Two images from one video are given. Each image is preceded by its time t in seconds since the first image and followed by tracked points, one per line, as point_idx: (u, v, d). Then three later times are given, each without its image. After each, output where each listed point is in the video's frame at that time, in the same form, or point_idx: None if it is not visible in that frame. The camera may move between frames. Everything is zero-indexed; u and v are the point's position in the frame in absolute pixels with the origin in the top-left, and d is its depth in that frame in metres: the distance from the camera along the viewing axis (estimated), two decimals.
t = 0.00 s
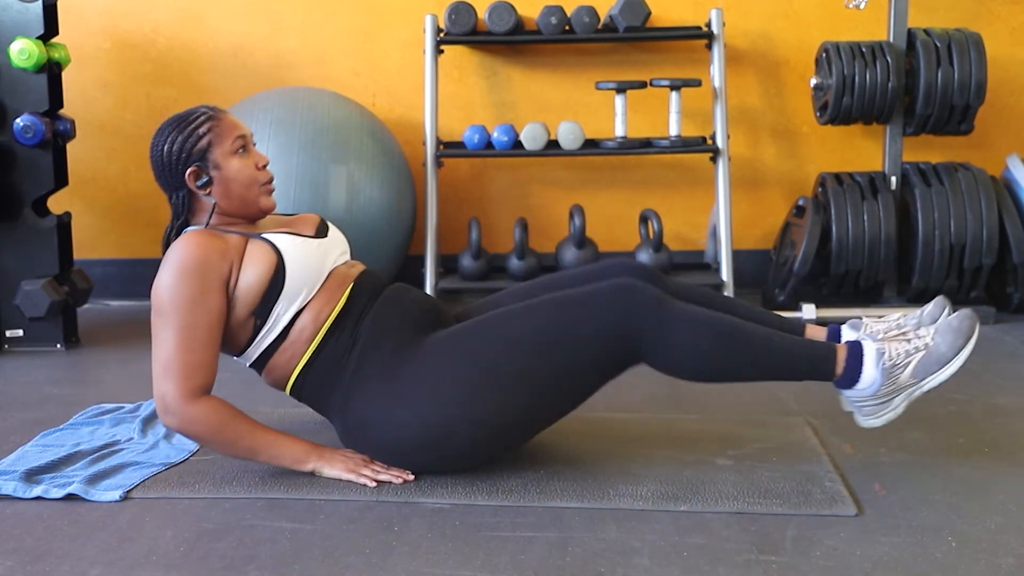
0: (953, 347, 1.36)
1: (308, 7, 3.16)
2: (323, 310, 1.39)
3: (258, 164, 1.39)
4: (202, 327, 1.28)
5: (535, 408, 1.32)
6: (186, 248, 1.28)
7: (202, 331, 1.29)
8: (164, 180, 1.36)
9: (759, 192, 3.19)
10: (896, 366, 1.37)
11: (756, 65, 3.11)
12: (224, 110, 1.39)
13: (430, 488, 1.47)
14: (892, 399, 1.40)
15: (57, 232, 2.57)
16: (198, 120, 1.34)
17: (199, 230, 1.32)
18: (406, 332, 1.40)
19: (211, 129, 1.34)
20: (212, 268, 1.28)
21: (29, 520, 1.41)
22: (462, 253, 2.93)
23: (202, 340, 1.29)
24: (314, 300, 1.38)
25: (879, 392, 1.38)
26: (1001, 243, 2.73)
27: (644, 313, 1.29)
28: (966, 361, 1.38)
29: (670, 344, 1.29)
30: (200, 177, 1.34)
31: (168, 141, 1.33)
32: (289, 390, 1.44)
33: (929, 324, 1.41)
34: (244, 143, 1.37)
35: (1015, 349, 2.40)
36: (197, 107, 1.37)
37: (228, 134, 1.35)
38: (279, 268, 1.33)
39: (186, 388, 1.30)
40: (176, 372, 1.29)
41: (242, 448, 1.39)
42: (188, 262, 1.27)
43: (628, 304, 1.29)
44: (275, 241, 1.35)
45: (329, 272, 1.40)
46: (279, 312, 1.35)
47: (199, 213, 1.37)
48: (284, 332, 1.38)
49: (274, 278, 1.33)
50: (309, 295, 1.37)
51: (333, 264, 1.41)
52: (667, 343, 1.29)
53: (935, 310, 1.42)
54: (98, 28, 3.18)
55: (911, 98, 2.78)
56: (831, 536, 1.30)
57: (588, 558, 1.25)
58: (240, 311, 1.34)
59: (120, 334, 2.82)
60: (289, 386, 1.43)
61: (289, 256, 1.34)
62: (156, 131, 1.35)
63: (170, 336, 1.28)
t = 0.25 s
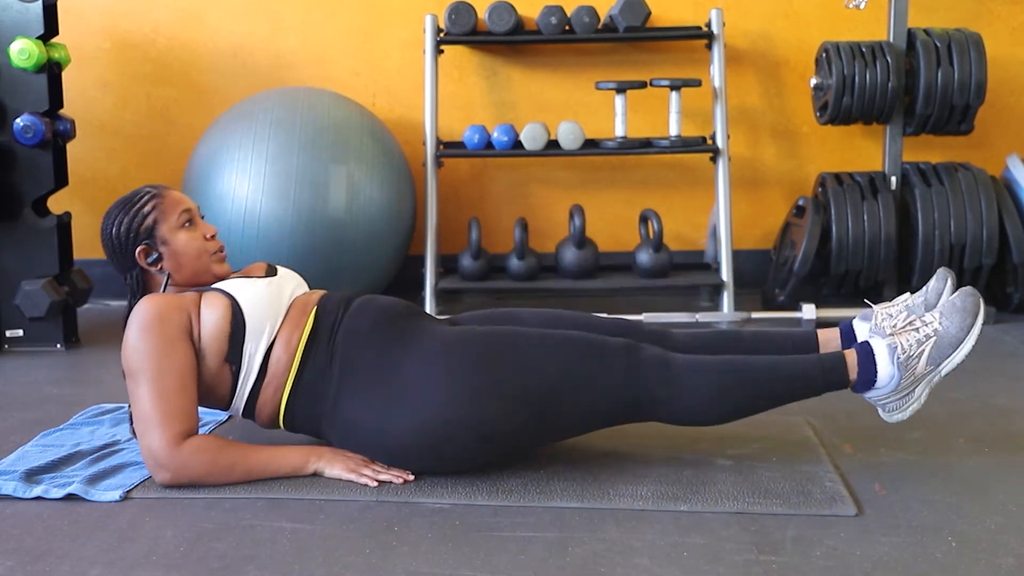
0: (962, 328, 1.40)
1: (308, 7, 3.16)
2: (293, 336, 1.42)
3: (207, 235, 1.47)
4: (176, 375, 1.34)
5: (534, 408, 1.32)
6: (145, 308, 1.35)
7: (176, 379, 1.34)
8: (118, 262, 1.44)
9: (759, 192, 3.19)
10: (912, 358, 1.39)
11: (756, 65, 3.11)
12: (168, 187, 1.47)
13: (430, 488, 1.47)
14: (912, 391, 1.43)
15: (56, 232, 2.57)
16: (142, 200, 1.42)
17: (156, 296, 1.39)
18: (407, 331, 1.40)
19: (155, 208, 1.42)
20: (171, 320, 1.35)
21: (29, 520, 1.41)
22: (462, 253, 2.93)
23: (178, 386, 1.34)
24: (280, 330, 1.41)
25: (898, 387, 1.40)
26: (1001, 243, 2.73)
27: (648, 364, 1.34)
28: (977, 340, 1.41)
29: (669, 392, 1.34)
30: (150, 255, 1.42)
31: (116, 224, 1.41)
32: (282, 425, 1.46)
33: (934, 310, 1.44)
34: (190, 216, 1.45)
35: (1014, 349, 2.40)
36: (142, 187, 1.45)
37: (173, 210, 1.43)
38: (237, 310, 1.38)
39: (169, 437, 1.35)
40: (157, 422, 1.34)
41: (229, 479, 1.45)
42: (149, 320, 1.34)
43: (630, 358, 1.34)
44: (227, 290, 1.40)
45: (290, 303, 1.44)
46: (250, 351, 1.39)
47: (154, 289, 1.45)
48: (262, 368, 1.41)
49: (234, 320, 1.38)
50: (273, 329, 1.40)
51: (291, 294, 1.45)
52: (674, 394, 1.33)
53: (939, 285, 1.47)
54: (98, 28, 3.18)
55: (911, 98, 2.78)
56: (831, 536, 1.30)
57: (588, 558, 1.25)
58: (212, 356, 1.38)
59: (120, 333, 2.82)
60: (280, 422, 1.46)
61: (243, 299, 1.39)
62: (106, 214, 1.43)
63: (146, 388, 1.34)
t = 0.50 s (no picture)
0: (882, 347, 1.39)
1: (308, 7, 3.16)
2: (317, 298, 1.39)
3: (247, 151, 1.37)
4: (210, 299, 1.27)
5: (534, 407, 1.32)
6: (186, 227, 1.28)
7: (208, 307, 1.27)
8: (154, 174, 1.34)
9: (759, 191, 3.19)
10: (825, 355, 1.37)
11: (756, 65, 3.11)
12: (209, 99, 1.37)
13: (431, 488, 1.47)
14: (811, 386, 1.40)
15: (56, 232, 2.57)
16: (183, 111, 1.32)
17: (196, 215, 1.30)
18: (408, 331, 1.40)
19: (197, 120, 1.32)
20: (212, 245, 1.27)
21: (28, 520, 1.41)
22: (462, 253, 2.93)
23: (212, 314, 1.27)
24: (308, 289, 1.38)
25: (801, 376, 1.38)
26: (1001, 243, 2.73)
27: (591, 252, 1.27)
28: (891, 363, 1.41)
29: (621, 292, 1.28)
30: (190, 167, 1.32)
31: (157, 134, 1.31)
32: (281, 379, 1.43)
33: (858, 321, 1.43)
34: (230, 129, 1.35)
35: (1015, 349, 2.40)
36: (183, 98, 1.35)
37: (213, 122, 1.33)
38: (274, 253, 1.33)
39: (199, 365, 1.26)
40: (187, 348, 1.25)
41: (252, 437, 1.36)
42: (189, 238, 1.27)
43: (577, 248, 1.27)
44: (268, 226, 1.34)
45: (323, 262, 1.40)
46: (273, 299, 1.35)
47: (191, 205, 1.34)
48: (277, 320, 1.37)
49: (271, 260, 1.32)
50: (302, 283, 1.36)
51: (327, 253, 1.40)
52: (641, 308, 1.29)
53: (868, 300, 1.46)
54: (98, 28, 3.18)
55: (911, 98, 2.78)
56: (831, 536, 1.30)
57: (588, 558, 1.25)
58: (241, 293, 1.32)
59: (120, 334, 2.82)
60: (280, 377, 1.43)
61: (282, 244, 1.34)
62: (144, 125, 1.32)
63: (177, 313, 1.25)
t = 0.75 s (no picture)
0: (782, 406, 1.46)
1: (308, 7, 3.16)
2: (357, 297, 1.38)
3: (322, 118, 1.35)
4: (264, 273, 1.23)
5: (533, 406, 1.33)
6: (256, 194, 1.25)
7: (264, 280, 1.23)
8: (228, 137, 1.33)
9: (758, 192, 3.19)
10: (727, 392, 1.44)
11: (756, 64, 3.11)
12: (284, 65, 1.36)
13: (431, 488, 1.47)
14: (705, 416, 1.46)
15: (57, 232, 2.57)
16: (259, 76, 1.31)
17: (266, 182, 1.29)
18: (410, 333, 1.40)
19: (273, 85, 1.31)
20: (281, 219, 1.25)
21: (29, 520, 1.41)
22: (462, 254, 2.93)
23: (262, 288, 1.23)
24: (351, 285, 1.37)
25: (700, 403, 1.44)
26: (1001, 243, 2.73)
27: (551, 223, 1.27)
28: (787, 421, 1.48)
29: (578, 262, 1.27)
30: (264, 133, 1.31)
31: (231, 97, 1.30)
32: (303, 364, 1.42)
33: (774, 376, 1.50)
34: (306, 97, 1.34)
35: (1014, 349, 2.40)
36: (258, 63, 1.33)
37: (290, 88, 1.31)
38: (339, 243, 1.31)
39: (240, 338, 1.22)
40: (231, 318, 1.22)
41: (273, 417, 1.32)
42: (258, 207, 1.24)
43: (540, 219, 1.27)
44: (341, 215, 1.32)
45: (373, 263, 1.39)
46: (319, 288, 1.34)
47: (262, 170, 1.34)
48: (316, 308, 1.36)
49: (333, 250, 1.31)
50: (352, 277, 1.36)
51: (379, 255, 1.40)
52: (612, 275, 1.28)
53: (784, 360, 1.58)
54: (97, 28, 3.18)
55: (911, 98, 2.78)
56: (830, 536, 1.30)
57: (588, 558, 1.25)
58: (294, 274, 1.30)
59: (120, 334, 2.82)
60: (305, 361, 1.41)
61: (349, 235, 1.32)
62: (218, 88, 1.32)
63: (230, 277, 1.21)
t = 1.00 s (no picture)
0: (947, 331, 1.37)
1: (308, 7, 3.16)
2: (315, 311, 1.40)
3: (249, 170, 1.41)
4: (200, 325, 1.29)
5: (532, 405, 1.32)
6: (179, 250, 1.30)
7: (201, 331, 1.29)
8: (155, 189, 1.38)
9: (759, 192, 3.19)
10: (892, 351, 1.37)
11: (756, 64, 3.11)
12: (214, 118, 1.41)
13: (431, 488, 1.47)
14: (887, 384, 1.40)
15: (57, 232, 2.57)
16: (186, 128, 1.36)
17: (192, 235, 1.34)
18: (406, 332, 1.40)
19: (200, 137, 1.36)
20: (205, 269, 1.30)
21: (28, 520, 1.41)
22: (462, 253, 2.93)
23: (200, 339, 1.30)
24: (305, 302, 1.39)
25: (874, 377, 1.37)
26: (1001, 243, 2.73)
27: (614, 296, 1.29)
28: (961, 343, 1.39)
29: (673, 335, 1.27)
30: (190, 185, 1.36)
31: (158, 150, 1.35)
32: (285, 394, 1.44)
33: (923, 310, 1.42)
34: (233, 149, 1.39)
35: (1014, 349, 2.40)
36: (187, 116, 1.39)
37: (217, 141, 1.37)
38: (274, 268, 1.35)
39: (186, 390, 1.30)
40: (176, 374, 1.29)
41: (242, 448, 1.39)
42: (182, 262, 1.29)
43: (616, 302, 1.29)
44: (267, 244, 1.36)
45: (320, 275, 1.41)
46: (272, 315, 1.36)
47: (189, 222, 1.38)
48: (277, 335, 1.38)
49: (268, 278, 1.34)
50: (300, 299, 1.38)
51: (324, 266, 1.42)
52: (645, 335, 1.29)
53: (928, 276, 1.51)
54: (98, 28, 3.18)
55: (911, 98, 2.78)
56: (831, 536, 1.30)
57: (588, 558, 1.25)
58: (236, 313, 1.35)
59: (120, 334, 2.82)
60: (284, 390, 1.44)
61: (281, 258, 1.36)
62: (147, 140, 1.37)
63: (169, 335, 1.29)
